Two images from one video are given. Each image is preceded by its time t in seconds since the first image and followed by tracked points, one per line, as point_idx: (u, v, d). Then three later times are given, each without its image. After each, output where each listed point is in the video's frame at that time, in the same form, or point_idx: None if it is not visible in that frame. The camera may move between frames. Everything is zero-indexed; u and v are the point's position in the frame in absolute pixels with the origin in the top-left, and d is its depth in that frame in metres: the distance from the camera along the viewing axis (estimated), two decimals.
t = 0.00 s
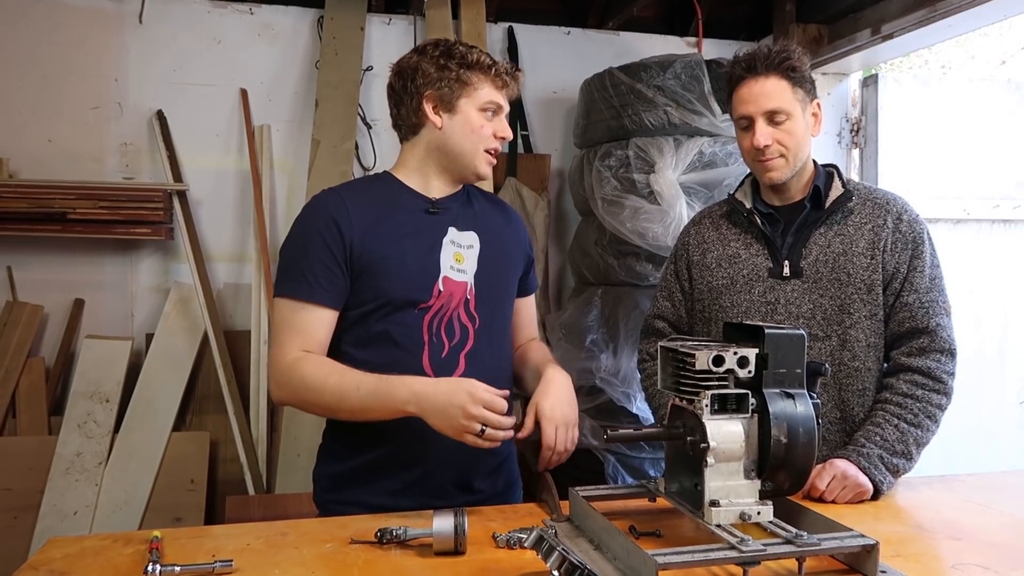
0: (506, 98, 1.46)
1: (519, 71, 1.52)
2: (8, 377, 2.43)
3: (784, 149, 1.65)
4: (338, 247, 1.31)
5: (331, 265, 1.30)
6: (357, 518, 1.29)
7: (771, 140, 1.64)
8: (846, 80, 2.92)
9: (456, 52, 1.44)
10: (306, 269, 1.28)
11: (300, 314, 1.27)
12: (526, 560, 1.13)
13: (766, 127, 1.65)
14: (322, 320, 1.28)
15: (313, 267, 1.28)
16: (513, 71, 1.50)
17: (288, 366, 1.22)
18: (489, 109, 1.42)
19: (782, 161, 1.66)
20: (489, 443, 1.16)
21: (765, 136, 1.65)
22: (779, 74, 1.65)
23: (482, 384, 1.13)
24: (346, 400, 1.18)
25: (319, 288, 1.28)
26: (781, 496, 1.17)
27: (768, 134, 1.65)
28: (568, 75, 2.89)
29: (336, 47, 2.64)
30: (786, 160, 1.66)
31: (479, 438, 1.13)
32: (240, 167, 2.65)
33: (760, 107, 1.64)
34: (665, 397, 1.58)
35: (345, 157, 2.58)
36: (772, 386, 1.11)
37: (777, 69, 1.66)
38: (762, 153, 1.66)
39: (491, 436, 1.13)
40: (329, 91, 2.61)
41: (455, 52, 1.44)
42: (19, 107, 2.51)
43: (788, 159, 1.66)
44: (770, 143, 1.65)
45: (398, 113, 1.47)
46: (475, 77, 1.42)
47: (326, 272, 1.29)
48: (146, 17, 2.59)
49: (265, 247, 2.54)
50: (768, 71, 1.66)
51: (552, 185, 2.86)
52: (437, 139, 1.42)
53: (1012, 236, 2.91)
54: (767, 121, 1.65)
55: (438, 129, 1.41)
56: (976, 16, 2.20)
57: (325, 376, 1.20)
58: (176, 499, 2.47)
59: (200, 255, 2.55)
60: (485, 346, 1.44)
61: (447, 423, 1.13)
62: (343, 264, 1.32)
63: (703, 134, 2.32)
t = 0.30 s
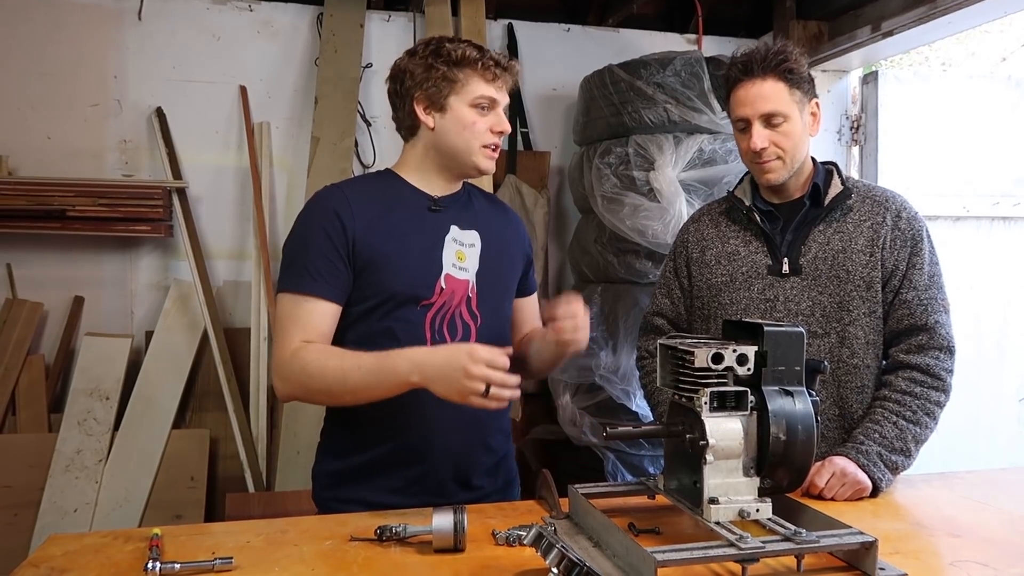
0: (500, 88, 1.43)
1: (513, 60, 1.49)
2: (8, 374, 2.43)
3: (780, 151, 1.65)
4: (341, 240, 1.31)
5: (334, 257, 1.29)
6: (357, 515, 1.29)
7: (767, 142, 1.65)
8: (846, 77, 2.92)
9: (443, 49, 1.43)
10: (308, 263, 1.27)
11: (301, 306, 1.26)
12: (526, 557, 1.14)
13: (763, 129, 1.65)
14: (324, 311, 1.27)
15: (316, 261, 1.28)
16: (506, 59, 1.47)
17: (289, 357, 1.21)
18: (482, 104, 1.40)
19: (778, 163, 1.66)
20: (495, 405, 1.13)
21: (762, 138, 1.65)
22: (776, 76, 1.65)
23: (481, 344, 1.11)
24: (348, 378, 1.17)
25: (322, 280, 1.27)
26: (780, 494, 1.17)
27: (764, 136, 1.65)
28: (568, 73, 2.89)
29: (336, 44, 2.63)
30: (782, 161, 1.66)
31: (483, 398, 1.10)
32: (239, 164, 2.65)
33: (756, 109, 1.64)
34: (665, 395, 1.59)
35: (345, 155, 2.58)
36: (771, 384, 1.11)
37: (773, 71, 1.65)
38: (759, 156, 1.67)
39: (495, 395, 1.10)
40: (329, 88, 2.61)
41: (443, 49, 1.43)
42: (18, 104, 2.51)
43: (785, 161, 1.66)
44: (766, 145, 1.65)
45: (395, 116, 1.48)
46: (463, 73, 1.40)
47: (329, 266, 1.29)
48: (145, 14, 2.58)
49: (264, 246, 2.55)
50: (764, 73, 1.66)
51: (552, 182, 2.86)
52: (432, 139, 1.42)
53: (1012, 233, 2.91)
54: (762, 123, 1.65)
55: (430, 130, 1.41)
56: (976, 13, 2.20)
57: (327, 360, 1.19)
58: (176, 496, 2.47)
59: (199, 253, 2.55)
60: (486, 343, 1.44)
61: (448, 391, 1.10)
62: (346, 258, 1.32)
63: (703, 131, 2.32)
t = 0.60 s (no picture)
0: (505, 104, 1.37)
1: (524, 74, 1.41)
2: (8, 373, 2.43)
3: (758, 145, 1.67)
4: (344, 238, 1.32)
5: (336, 254, 1.30)
6: (356, 513, 1.29)
7: (746, 133, 1.68)
8: (846, 75, 2.92)
9: (449, 58, 1.37)
10: (311, 260, 1.28)
11: (303, 302, 1.26)
12: (525, 556, 1.14)
13: (745, 120, 1.68)
14: (326, 308, 1.28)
15: (319, 257, 1.28)
16: (516, 72, 1.39)
17: (289, 352, 1.22)
18: (485, 121, 1.36)
19: (755, 156, 1.69)
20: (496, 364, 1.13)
21: (741, 129, 1.68)
22: (767, 70, 1.69)
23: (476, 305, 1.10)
24: (347, 363, 1.17)
25: (324, 277, 1.27)
26: (779, 492, 1.17)
27: (744, 127, 1.68)
28: (568, 71, 2.89)
29: (336, 42, 2.63)
30: (759, 156, 1.68)
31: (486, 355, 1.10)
32: (239, 163, 2.65)
33: (741, 100, 1.68)
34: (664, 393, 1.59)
35: (345, 153, 2.58)
36: (771, 382, 1.11)
37: (765, 65, 1.69)
38: (737, 145, 1.70)
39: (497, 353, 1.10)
40: (328, 87, 2.61)
41: (450, 59, 1.37)
42: (18, 103, 2.51)
43: (761, 155, 1.68)
44: (744, 136, 1.68)
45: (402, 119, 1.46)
46: (468, 89, 1.35)
47: (331, 263, 1.29)
48: (144, 12, 2.58)
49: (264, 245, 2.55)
50: (756, 68, 1.70)
51: (551, 181, 2.86)
52: (434, 149, 1.40)
53: (1012, 232, 2.91)
54: (745, 115, 1.68)
55: (433, 140, 1.39)
56: (976, 12, 2.20)
57: (327, 349, 1.19)
58: (176, 495, 2.47)
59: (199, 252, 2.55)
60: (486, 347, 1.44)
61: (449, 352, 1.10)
62: (349, 256, 1.32)
63: (703, 130, 2.32)
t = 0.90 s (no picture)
0: (515, 112, 1.35)
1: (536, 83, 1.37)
2: (7, 372, 2.43)
3: (758, 143, 1.68)
4: (342, 240, 1.32)
5: (329, 252, 1.30)
6: (355, 513, 1.29)
7: (747, 132, 1.68)
8: (846, 74, 2.91)
9: (462, 62, 1.35)
10: (307, 258, 1.29)
11: (296, 301, 1.28)
12: (524, 554, 1.14)
13: (746, 118, 1.69)
14: (318, 309, 1.29)
15: (314, 256, 1.29)
16: (529, 79, 1.36)
17: (278, 351, 1.24)
18: (494, 128, 1.34)
19: (756, 154, 1.69)
20: (477, 400, 1.15)
21: (742, 127, 1.68)
22: (769, 69, 1.68)
23: (458, 342, 1.12)
24: (332, 374, 1.19)
25: (317, 278, 1.28)
26: (777, 491, 1.17)
27: (745, 125, 1.68)
28: (567, 70, 2.88)
29: (335, 41, 2.63)
30: (759, 154, 1.68)
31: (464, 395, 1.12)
32: (238, 162, 2.65)
33: (742, 98, 1.68)
34: (663, 392, 1.59)
35: (344, 152, 2.58)
36: (770, 382, 1.11)
37: (767, 64, 1.69)
38: (737, 143, 1.70)
39: (476, 392, 1.12)
40: (328, 85, 2.61)
41: (462, 62, 1.35)
42: (17, 102, 2.51)
43: (762, 154, 1.68)
44: (744, 135, 1.68)
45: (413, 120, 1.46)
46: (478, 95, 1.33)
47: (327, 263, 1.30)
48: (143, 11, 2.58)
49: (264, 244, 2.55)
50: (757, 66, 1.70)
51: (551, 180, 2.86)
52: (441, 153, 1.39)
53: (1011, 230, 2.91)
54: (746, 113, 1.68)
55: (441, 144, 1.38)
56: (975, 10, 2.20)
57: (313, 355, 1.21)
58: (176, 494, 2.47)
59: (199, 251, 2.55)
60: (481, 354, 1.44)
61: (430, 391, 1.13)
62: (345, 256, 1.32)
63: (702, 129, 2.32)
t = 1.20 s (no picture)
0: (528, 119, 1.34)
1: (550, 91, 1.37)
2: (8, 370, 2.43)
3: (760, 141, 1.68)
4: (344, 240, 1.32)
5: (329, 251, 1.30)
6: (355, 511, 1.30)
7: (748, 130, 1.68)
8: (846, 73, 2.91)
9: (478, 64, 1.33)
10: (309, 258, 1.29)
11: (297, 301, 1.28)
12: (524, 553, 1.14)
13: (747, 117, 1.69)
14: (319, 311, 1.30)
15: (316, 256, 1.29)
16: (544, 87, 1.35)
17: (279, 352, 1.25)
18: (505, 133, 1.33)
19: (756, 153, 1.69)
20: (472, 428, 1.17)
21: (743, 125, 1.68)
22: (770, 67, 1.68)
23: (457, 372, 1.14)
24: (331, 383, 1.20)
25: (318, 279, 1.29)
26: (777, 490, 1.17)
27: (746, 123, 1.68)
28: (567, 68, 2.88)
29: (335, 39, 2.63)
30: (761, 153, 1.68)
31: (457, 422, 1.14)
32: (238, 160, 2.65)
33: (743, 96, 1.69)
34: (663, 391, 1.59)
35: (344, 151, 2.58)
36: (769, 380, 1.11)
37: (767, 62, 1.69)
38: (739, 141, 1.70)
39: (470, 422, 1.14)
40: (327, 84, 2.61)
41: (478, 65, 1.33)
42: (17, 100, 2.51)
43: (764, 152, 1.68)
44: (746, 133, 1.68)
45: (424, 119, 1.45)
46: (492, 99, 1.32)
47: (328, 263, 1.30)
48: (143, 10, 2.58)
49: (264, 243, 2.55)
50: (759, 64, 1.70)
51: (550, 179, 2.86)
52: (451, 154, 1.38)
53: (1011, 229, 2.91)
54: (747, 111, 1.68)
55: (451, 144, 1.38)
56: (975, 10, 2.20)
57: (315, 361, 1.21)
58: (176, 492, 2.47)
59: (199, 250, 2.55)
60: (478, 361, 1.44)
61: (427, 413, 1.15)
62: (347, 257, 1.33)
63: (702, 128, 2.31)
